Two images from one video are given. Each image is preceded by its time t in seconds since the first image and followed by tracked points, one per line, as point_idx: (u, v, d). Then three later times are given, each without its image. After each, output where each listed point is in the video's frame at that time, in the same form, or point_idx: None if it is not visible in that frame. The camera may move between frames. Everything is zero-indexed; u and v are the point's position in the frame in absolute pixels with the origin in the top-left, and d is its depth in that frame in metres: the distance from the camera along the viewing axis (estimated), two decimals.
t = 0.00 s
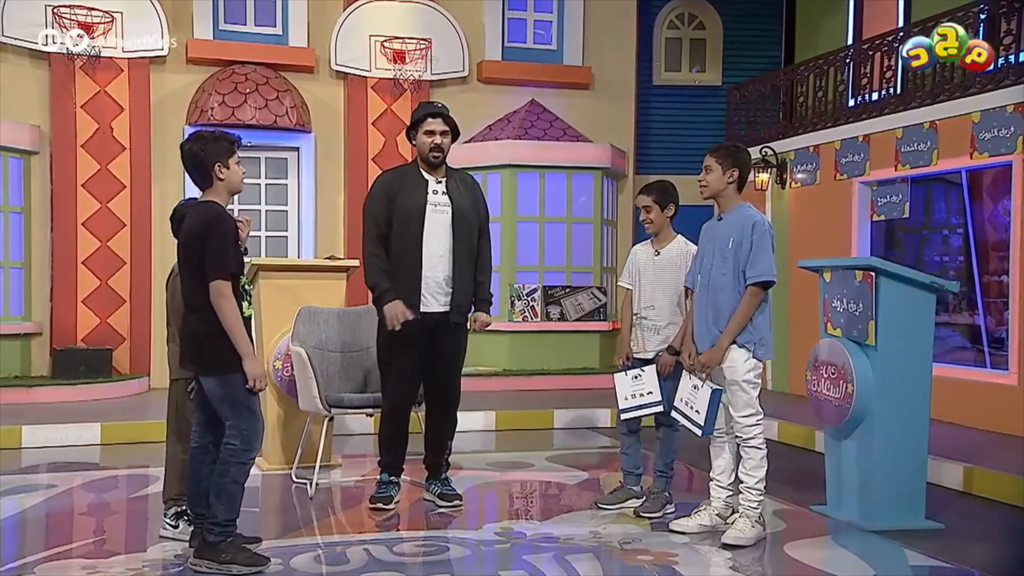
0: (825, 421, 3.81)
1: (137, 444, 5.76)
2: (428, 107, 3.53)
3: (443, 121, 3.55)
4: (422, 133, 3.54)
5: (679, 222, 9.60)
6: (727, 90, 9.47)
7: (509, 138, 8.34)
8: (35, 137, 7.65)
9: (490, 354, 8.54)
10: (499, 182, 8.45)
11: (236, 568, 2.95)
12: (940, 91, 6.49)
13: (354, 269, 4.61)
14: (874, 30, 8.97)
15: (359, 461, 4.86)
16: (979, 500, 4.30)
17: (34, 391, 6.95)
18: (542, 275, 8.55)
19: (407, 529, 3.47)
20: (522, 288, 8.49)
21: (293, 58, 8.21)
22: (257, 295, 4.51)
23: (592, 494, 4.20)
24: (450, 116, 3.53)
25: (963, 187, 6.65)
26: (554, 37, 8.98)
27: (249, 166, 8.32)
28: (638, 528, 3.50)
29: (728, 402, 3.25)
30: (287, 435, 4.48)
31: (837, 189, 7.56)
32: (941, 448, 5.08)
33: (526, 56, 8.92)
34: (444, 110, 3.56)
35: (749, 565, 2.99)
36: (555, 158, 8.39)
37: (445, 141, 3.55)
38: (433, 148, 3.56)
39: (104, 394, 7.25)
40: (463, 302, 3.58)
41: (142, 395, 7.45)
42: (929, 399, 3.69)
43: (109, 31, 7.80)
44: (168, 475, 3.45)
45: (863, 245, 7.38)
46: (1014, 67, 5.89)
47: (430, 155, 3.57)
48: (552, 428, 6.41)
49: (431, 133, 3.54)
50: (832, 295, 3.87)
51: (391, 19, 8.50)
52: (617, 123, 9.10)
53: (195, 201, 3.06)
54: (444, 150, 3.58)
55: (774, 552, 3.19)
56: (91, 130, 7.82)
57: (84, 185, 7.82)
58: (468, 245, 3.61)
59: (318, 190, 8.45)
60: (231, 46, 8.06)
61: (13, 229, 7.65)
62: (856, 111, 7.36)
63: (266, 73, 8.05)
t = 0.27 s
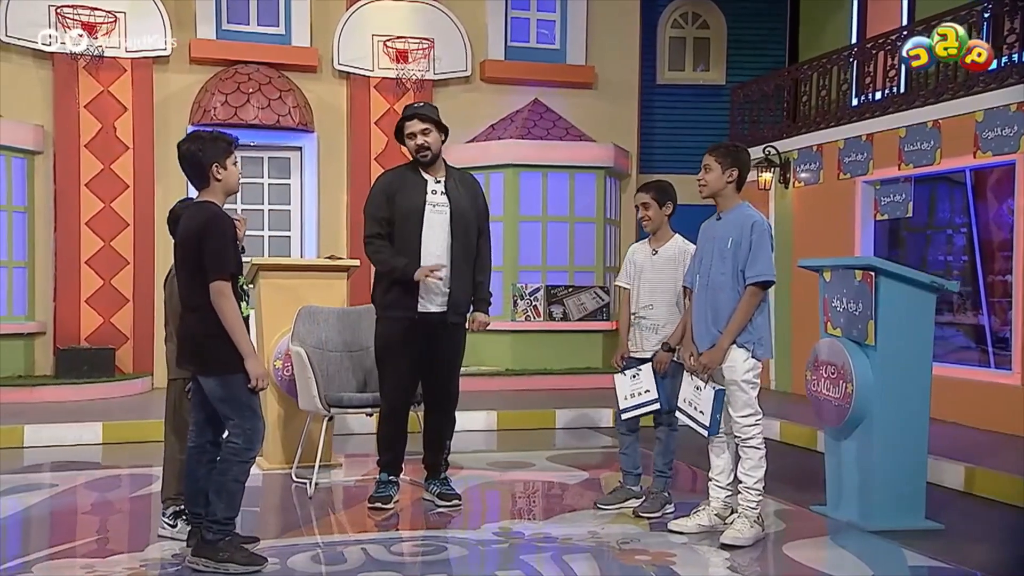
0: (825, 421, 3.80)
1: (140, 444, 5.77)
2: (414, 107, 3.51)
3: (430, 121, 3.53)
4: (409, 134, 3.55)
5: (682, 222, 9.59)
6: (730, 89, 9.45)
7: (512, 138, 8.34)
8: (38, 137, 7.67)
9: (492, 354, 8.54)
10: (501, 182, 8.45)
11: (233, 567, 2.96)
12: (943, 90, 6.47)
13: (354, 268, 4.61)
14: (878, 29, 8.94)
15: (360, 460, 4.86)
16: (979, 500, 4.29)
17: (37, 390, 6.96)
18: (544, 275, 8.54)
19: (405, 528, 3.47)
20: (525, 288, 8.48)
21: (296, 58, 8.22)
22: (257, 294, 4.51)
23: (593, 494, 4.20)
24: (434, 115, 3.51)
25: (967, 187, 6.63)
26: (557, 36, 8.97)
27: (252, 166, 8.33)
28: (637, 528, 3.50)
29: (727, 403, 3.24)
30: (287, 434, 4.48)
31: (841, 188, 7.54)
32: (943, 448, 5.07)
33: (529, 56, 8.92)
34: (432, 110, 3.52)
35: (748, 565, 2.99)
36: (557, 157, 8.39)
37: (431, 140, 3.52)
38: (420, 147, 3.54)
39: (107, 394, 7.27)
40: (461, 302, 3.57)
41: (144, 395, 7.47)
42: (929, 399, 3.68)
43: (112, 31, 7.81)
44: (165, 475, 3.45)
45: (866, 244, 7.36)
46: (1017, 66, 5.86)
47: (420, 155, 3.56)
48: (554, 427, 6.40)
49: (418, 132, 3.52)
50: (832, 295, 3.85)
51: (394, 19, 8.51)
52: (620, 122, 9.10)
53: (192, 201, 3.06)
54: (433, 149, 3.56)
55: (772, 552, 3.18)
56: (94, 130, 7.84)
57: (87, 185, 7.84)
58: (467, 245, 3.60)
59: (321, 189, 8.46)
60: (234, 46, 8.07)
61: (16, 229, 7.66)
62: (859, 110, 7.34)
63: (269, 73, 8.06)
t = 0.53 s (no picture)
0: (825, 421, 3.79)
1: (142, 443, 5.78)
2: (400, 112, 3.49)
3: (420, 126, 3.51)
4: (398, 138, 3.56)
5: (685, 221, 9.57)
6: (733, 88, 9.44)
7: (515, 137, 8.34)
8: (41, 137, 7.68)
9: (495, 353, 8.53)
10: (504, 181, 8.45)
11: (231, 566, 2.96)
12: (946, 89, 6.46)
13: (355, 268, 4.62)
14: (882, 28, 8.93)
15: (361, 460, 4.86)
16: (979, 500, 4.28)
17: (40, 390, 6.98)
18: (547, 274, 8.53)
19: (405, 528, 3.47)
20: (528, 287, 8.48)
21: (299, 57, 8.22)
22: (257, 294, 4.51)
23: (593, 493, 4.19)
24: (420, 121, 3.49)
25: (970, 186, 6.61)
26: (560, 36, 8.97)
27: (255, 165, 8.34)
28: (636, 528, 3.49)
29: (727, 402, 3.24)
30: (287, 434, 4.48)
31: (843, 187, 7.53)
32: (945, 448, 5.06)
33: (532, 55, 8.91)
34: (417, 115, 3.49)
35: (747, 565, 2.99)
36: (560, 157, 8.38)
37: (417, 145, 3.52)
38: (409, 153, 3.54)
39: (110, 393, 7.28)
40: (461, 302, 3.57)
41: (147, 394, 7.48)
42: (929, 399, 3.67)
43: (115, 31, 7.82)
44: (164, 475, 3.45)
45: (869, 243, 7.35)
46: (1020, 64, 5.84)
47: (410, 159, 3.56)
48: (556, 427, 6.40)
49: (405, 138, 3.52)
50: (833, 295, 3.84)
51: (397, 18, 8.51)
52: (623, 122, 9.09)
53: (188, 201, 3.06)
54: (422, 153, 3.55)
55: (771, 552, 3.18)
56: (97, 130, 7.85)
57: (90, 185, 7.85)
58: (465, 244, 3.60)
59: (323, 189, 8.46)
60: (237, 46, 8.08)
61: (20, 229, 7.67)
62: (863, 109, 7.33)
63: (272, 73, 8.06)
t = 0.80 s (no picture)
0: (825, 421, 3.78)
1: (144, 442, 5.79)
2: (401, 111, 3.51)
3: (420, 125, 3.54)
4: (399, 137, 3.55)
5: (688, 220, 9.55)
6: (737, 87, 9.42)
7: (517, 136, 8.34)
8: (44, 136, 7.70)
9: (497, 352, 8.53)
10: (506, 180, 8.44)
11: (227, 565, 2.96)
12: (949, 88, 6.44)
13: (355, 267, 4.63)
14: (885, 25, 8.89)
15: (361, 459, 4.86)
16: (980, 500, 4.26)
17: (43, 388, 7.00)
18: (549, 273, 8.53)
19: (403, 527, 3.47)
20: (530, 286, 8.47)
21: (301, 57, 8.23)
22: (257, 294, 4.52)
23: (593, 493, 4.18)
24: (421, 119, 3.50)
25: (975, 185, 6.59)
26: (562, 35, 8.96)
27: (258, 165, 8.34)
28: (634, 528, 3.49)
29: (727, 403, 3.24)
30: (287, 432, 4.49)
31: (847, 186, 7.51)
32: (947, 447, 5.04)
33: (534, 54, 8.91)
34: (416, 112, 3.52)
35: (744, 565, 2.98)
36: (562, 156, 8.37)
37: (420, 144, 3.53)
38: (411, 152, 3.55)
39: (113, 392, 7.29)
40: (458, 301, 3.57)
41: (150, 393, 7.49)
42: (929, 399, 3.65)
43: (118, 31, 7.83)
44: (163, 474, 3.46)
45: (872, 242, 7.34)
46: None
47: (411, 159, 3.57)
48: (557, 426, 6.40)
49: (409, 137, 3.53)
50: (832, 294, 3.83)
51: (400, 17, 8.51)
52: (626, 121, 9.08)
53: (185, 201, 3.06)
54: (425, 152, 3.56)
55: (770, 552, 3.17)
56: (100, 130, 7.86)
57: (93, 184, 7.86)
58: (462, 243, 3.60)
59: (326, 188, 8.46)
60: (240, 45, 8.08)
61: (23, 229, 7.69)
62: (865, 108, 7.31)
63: (275, 72, 8.06)
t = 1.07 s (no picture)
0: (825, 421, 3.77)
1: (147, 441, 5.80)
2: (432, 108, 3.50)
3: (443, 123, 3.54)
4: (422, 134, 3.54)
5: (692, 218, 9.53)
6: (741, 85, 9.40)
7: (520, 135, 8.34)
8: (48, 135, 7.72)
9: (500, 351, 8.53)
10: (509, 179, 8.43)
11: (226, 562, 2.98)
12: (953, 86, 6.42)
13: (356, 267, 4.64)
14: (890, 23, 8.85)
15: (363, 458, 4.86)
16: (982, 500, 4.25)
17: (46, 387, 7.02)
18: (552, 272, 8.52)
19: (403, 526, 3.47)
20: (533, 285, 8.47)
21: (305, 56, 8.23)
22: (258, 292, 4.53)
23: (594, 492, 4.18)
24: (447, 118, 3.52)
25: (980, 184, 6.56)
26: (566, 33, 8.95)
27: (261, 164, 8.34)
28: (633, 527, 3.48)
29: (728, 403, 3.23)
30: (288, 431, 4.50)
31: (850, 185, 7.49)
32: (950, 447, 5.02)
33: (538, 53, 8.90)
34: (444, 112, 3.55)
35: (743, 565, 2.97)
36: (565, 154, 8.37)
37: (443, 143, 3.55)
38: (432, 150, 3.57)
39: (116, 390, 7.30)
40: (452, 301, 3.57)
41: (153, 392, 7.50)
42: (929, 399, 3.64)
43: (122, 30, 7.85)
44: (162, 472, 3.46)
45: (876, 241, 7.32)
46: None
47: (427, 156, 3.58)
48: (560, 425, 6.39)
49: (432, 135, 3.54)
50: (833, 294, 3.83)
51: (403, 16, 8.51)
52: (630, 119, 9.07)
53: (182, 200, 3.06)
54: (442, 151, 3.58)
55: (768, 552, 3.16)
56: (104, 129, 7.88)
57: (97, 183, 7.88)
58: (458, 242, 3.60)
59: (330, 187, 8.46)
60: (243, 44, 8.09)
61: (27, 227, 7.71)
62: (869, 106, 7.28)
63: (278, 71, 8.06)
